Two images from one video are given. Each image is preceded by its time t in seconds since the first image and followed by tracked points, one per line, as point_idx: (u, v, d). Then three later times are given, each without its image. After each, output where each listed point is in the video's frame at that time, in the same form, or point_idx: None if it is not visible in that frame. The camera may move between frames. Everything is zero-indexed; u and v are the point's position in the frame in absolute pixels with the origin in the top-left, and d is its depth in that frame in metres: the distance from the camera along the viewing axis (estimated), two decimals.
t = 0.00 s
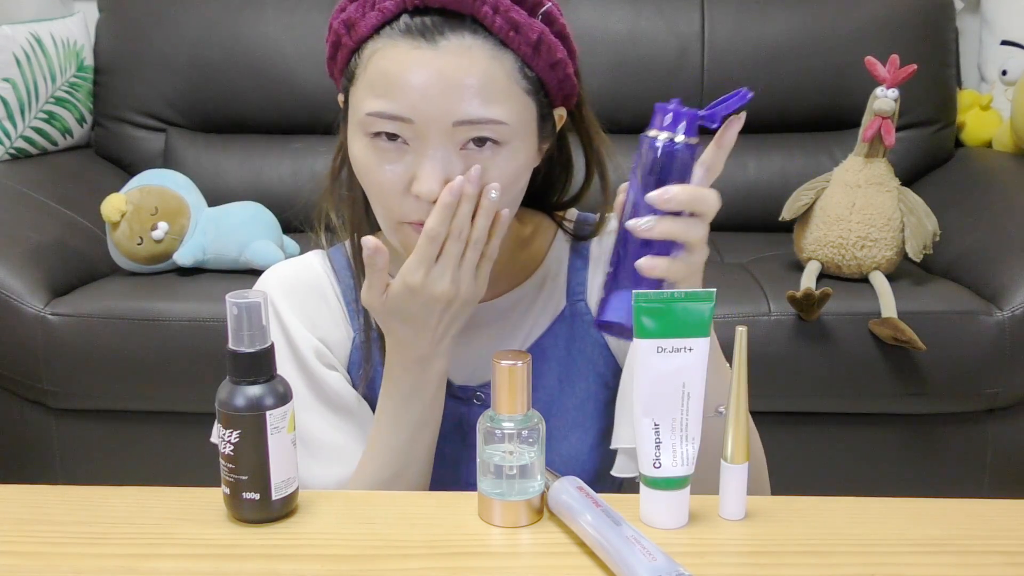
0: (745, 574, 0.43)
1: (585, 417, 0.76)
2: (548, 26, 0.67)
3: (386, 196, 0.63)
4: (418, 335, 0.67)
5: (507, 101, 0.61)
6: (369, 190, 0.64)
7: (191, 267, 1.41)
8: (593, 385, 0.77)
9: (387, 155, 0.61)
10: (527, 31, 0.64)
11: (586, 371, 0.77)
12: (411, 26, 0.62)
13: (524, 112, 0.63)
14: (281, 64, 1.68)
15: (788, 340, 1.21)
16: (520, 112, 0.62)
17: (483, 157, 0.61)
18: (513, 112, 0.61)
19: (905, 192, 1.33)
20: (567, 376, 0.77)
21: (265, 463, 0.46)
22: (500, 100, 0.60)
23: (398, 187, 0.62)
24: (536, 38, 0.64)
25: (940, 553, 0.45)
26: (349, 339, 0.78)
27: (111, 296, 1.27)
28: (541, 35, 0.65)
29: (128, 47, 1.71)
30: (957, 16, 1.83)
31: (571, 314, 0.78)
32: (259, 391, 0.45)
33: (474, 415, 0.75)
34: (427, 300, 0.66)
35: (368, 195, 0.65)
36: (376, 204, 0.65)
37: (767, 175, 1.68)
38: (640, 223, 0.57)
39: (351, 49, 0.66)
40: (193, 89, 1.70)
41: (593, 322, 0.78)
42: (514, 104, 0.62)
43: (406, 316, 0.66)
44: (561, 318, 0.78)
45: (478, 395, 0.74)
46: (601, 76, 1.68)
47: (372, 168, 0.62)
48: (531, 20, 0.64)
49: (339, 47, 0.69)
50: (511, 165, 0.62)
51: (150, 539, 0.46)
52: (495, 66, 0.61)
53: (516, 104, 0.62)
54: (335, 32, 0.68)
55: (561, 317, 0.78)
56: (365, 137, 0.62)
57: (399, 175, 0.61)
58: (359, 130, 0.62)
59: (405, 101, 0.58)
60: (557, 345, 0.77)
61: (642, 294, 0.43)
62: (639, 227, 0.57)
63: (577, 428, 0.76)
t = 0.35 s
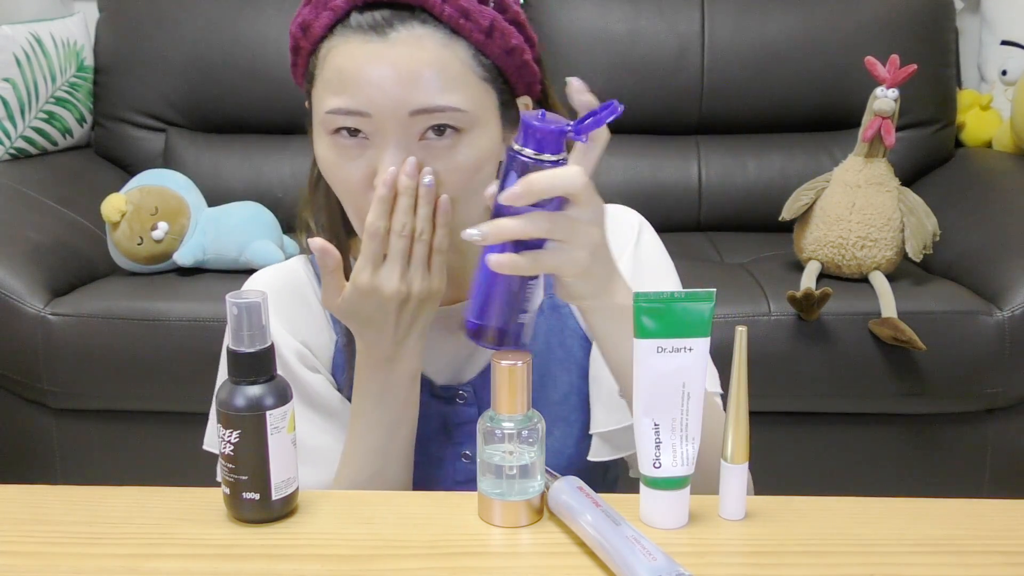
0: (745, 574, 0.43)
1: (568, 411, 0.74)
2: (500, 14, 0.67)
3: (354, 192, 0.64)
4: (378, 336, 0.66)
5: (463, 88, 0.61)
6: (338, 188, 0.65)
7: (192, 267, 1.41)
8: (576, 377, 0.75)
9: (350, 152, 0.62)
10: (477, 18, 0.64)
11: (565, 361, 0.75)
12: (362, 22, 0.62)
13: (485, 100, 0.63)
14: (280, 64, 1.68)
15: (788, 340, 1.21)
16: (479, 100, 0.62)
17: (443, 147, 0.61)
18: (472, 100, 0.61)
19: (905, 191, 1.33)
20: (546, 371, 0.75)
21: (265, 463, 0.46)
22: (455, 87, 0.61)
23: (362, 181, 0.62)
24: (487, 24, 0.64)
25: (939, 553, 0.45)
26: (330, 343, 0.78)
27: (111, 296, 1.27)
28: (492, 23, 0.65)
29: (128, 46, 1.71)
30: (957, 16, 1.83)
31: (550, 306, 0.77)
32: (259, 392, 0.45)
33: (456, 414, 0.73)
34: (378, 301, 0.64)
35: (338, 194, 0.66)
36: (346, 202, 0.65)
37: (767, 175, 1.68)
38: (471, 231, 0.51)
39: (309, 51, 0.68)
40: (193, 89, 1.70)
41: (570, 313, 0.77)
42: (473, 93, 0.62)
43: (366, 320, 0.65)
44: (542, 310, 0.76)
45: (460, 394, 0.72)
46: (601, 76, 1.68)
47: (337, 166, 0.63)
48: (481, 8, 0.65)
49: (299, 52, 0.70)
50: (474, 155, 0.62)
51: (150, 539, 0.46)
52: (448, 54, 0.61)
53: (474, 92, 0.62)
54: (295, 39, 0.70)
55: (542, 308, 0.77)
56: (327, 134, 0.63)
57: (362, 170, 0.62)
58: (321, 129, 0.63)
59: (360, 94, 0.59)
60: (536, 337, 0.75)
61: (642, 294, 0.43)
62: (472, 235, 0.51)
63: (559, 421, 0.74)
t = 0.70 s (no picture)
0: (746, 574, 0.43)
1: (547, 405, 0.74)
2: (428, 4, 0.67)
3: (311, 199, 0.64)
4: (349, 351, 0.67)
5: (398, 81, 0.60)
6: (297, 197, 0.65)
7: (191, 267, 1.41)
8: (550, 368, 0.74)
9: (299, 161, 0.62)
10: (404, 9, 0.64)
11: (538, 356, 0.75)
12: (292, 31, 0.62)
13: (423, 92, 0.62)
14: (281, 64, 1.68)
15: (788, 340, 1.21)
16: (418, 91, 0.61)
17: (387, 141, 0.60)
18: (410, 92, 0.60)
19: (905, 191, 1.33)
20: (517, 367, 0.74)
21: (265, 464, 0.46)
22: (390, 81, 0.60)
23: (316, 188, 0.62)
24: (414, 13, 0.64)
25: (939, 553, 0.45)
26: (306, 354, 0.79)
27: (111, 297, 1.27)
28: (420, 11, 0.64)
29: (128, 47, 1.71)
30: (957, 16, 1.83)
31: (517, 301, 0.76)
32: (259, 391, 0.45)
33: (433, 416, 0.73)
34: (340, 318, 0.64)
35: (297, 204, 0.66)
36: (309, 212, 0.65)
37: (767, 175, 1.68)
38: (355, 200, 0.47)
39: (247, 68, 0.69)
40: (193, 89, 1.70)
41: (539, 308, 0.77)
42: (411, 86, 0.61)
43: (333, 336, 0.66)
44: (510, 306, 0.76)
45: (436, 395, 0.73)
46: (601, 76, 1.68)
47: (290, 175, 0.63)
48: None
49: (241, 72, 0.71)
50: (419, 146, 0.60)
51: (151, 539, 0.46)
52: (379, 48, 0.61)
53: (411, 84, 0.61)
54: (236, 63, 0.71)
55: (507, 304, 0.76)
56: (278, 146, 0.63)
57: (312, 177, 0.62)
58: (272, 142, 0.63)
59: (298, 100, 0.59)
60: (507, 332, 0.75)
61: (642, 294, 0.43)
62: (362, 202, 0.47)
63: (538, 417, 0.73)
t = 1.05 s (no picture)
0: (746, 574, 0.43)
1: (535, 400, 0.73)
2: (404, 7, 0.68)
3: (292, 205, 0.63)
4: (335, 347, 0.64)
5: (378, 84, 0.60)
6: (278, 204, 0.64)
7: (191, 267, 1.41)
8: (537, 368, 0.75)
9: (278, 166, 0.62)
10: (381, 13, 0.65)
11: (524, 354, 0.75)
12: (269, 38, 0.62)
13: (400, 93, 0.63)
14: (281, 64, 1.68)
15: (788, 340, 1.21)
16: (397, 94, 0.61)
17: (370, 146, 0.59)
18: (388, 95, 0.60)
19: (905, 191, 1.33)
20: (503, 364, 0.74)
21: (265, 465, 0.46)
22: (370, 86, 0.60)
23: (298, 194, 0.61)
24: (392, 17, 0.65)
25: (939, 553, 0.45)
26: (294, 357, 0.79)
27: (110, 297, 1.27)
28: (397, 15, 0.66)
29: (128, 47, 1.71)
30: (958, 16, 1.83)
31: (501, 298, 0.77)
32: (259, 391, 0.45)
33: (421, 415, 0.73)
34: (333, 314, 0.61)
35: (278, 211, 0.65)
36: (290, 219, 0.65)
37: (767, 175, 1.68)
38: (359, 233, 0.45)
39: (224, 73, 0.69)
40: (193, 89, 1.70)
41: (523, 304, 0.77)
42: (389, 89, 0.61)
43: (325, 333, 0.63)
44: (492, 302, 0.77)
45: (424, 394, 0.73)
46: (601, 76, 1.69)
47: (272, 181, 0.63)
48: (383, 4, 0.65)
49: (218, 78, 0.71)
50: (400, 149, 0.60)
51: (151, 540, 0.46)
52: (357, 53, 0.61)
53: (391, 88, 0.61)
54: (212, 70, 0.71)
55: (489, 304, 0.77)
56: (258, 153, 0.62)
57: (293, 183, 0.61)
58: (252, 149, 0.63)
59: (279, 106, 0.58)
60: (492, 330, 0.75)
61: (642, 294, 0.43)
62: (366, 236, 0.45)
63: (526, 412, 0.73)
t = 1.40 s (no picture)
0: (745, 574, 0.43)
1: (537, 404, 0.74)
2: (406, 9, 0.69)
3: (294, 208, 0.63)
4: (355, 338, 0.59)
5: (383, 87, 0.60)
6: (281, 207, 0.64)
7: (191, 267, 1.41)
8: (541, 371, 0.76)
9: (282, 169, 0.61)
10: (385, 16, 0.65)
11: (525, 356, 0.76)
12: (273, 39, 0.62)
13: (405, 93, 0.63)
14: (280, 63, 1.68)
15: (788, 340, 1.21)
16: (401, 97, 0.62)
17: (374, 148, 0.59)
18: (393, 97, 0.61)
19: (905, 191, 1.33)
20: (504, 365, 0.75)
21: (265, 464, 0.46)
22: (374, 88, 0.60)
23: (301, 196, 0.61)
24: (395, 19, 0.66)
25: (939, 553, 0.45)
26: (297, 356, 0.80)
27: (110, 296, 1.27)
28: (399, 18, 0.66)
29: (128, 47, 1.71)
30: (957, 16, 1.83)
31: (502, 297, 0.78)
32: (259, 391, 0.45)
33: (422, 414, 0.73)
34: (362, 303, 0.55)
35: (281, 214, 0.65)
36: (292, 222, 0.65)
37: (767, 175, 1.68)
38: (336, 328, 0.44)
39: (228, 76, 0.68)
40: (193, 89, 1.70)
41: (525, 302, 0.79)
42: (393, 89, 0.61)
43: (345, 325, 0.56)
44: (495, 303, 0.78)
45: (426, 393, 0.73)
46: (600, 76, 1.69)
47: (275, 183, 0.62)
48: (386, 7, 0.66)
49: (220, 80, 0.70)
50: (405, 152, 0.61)
51: (150, 539, 0.46)
52: (361, 55, 0.61)
53: (395, 91, 0.61)
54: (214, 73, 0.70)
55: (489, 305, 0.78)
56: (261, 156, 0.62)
57: (297, 186, 0.61)
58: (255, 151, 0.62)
59: (283, 109, 0.58)
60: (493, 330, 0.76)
61: (642, 294, 0.43)
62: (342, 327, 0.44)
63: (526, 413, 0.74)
